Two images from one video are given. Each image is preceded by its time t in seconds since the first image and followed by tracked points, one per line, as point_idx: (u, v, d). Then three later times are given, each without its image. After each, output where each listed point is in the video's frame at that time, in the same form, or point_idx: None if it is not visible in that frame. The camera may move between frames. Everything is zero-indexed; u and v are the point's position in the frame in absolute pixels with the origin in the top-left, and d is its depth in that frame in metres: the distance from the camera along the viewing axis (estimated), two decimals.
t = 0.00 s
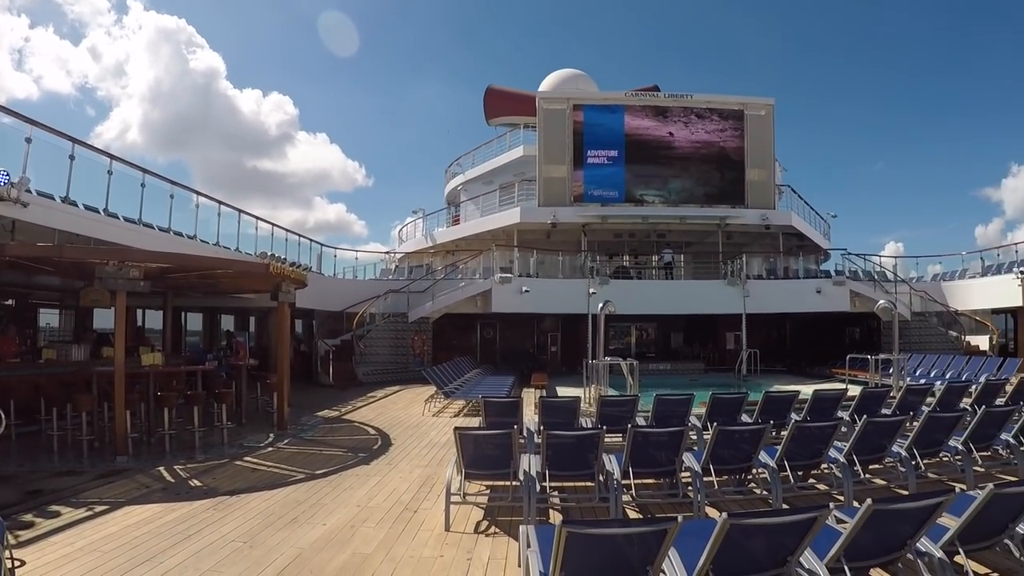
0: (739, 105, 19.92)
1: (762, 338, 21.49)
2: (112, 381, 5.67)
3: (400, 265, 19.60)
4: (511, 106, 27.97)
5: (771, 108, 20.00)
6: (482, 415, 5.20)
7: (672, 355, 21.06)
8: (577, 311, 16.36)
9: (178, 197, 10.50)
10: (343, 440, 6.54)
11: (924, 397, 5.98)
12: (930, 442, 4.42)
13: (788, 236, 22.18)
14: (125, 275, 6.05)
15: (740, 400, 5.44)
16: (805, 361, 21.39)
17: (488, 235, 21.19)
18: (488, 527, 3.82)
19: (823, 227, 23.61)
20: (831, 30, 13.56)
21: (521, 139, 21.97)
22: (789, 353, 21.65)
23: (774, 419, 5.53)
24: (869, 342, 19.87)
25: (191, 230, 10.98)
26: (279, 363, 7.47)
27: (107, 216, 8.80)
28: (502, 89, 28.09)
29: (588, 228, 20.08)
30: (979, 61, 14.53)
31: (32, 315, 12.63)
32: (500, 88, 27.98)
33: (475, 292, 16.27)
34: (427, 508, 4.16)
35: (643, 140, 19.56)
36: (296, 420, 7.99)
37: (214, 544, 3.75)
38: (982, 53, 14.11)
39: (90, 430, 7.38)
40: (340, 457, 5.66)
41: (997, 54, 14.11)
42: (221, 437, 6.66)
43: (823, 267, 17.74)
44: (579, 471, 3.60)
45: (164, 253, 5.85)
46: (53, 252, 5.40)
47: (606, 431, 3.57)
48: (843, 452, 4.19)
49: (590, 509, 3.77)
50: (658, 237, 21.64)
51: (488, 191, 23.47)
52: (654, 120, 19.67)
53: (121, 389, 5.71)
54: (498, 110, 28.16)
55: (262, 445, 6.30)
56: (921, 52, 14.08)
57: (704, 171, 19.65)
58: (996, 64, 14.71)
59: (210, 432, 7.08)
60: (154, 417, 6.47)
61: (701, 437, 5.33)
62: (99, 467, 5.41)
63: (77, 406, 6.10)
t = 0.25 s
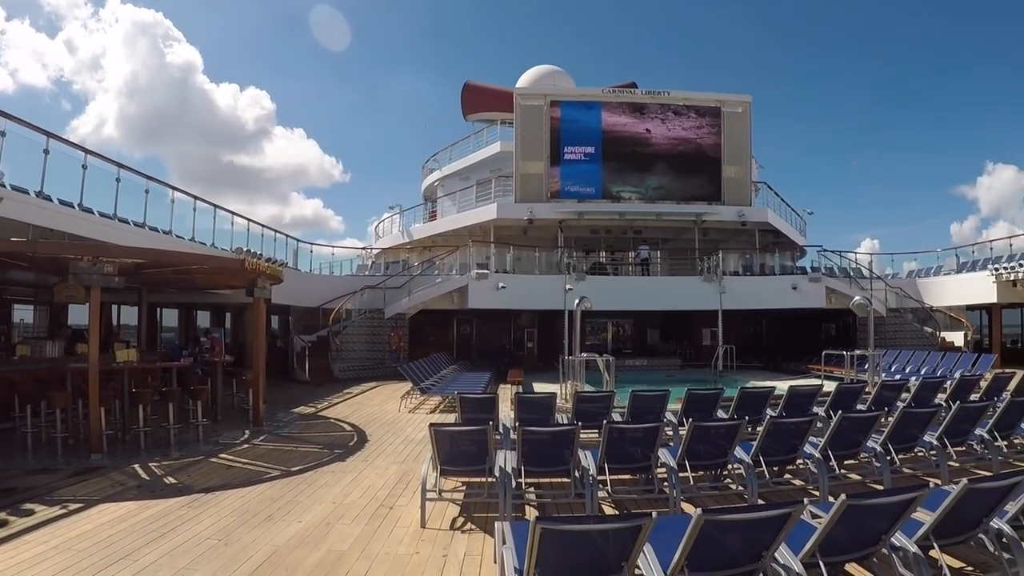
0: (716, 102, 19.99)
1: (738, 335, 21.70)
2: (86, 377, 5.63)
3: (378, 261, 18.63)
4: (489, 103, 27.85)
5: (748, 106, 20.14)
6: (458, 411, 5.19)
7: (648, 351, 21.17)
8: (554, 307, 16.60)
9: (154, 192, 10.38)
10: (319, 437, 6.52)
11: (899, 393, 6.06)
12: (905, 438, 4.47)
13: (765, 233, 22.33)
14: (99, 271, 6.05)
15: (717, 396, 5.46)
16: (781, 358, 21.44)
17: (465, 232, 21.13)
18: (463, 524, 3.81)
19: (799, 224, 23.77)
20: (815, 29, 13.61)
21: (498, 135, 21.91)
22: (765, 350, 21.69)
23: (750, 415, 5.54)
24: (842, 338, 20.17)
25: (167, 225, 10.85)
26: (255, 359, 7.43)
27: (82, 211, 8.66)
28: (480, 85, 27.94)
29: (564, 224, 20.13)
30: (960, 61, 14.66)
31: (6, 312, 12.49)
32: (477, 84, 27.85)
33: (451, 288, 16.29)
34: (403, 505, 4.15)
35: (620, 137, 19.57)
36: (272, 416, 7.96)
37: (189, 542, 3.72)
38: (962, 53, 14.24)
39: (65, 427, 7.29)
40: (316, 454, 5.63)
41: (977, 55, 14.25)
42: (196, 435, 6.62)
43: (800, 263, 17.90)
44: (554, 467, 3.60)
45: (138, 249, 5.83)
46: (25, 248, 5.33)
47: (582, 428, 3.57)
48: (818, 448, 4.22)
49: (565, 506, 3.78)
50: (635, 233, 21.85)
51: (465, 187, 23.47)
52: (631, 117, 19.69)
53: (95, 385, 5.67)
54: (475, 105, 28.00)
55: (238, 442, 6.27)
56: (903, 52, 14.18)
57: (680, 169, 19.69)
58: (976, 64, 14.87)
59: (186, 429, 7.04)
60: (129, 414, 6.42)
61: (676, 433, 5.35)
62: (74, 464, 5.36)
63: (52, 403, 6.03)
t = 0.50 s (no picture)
0: (695, 101, 19.98)
1: (717, 334, 22.02)
2: (64, 375, 5.60)
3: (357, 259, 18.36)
4: (469, 101, 27.69)
5: (727, 105, 20.11)
6: (437, 410, 5.18)
7: (627, 350, 21.24)
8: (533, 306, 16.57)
9: (132, 189, 10.28)
10: (297, 435, 6.50)
11: (877, 391, 6.11)
12: (882, 436, 4.52)
13: (743, 232, 22.46)
14: (77, 269, 6.03)
15: (695, 394, 5.48)
16: (760, 355, 21.40)
17: (443, 230, 21.06)
18: (442, 522, 3.80)
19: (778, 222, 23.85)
20: (796, 28, 13.64)
21: (477, 133, 21.84)
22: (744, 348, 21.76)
23: (728, 414, 5.57)
24: (822, 336, 20.14)
25: (146, 222, 10.76)
26: (233, 356, 7.38)
27: (60, 208, 8.54)
28: (459, 83, 27.75)
29: (542, 223, 20.14)
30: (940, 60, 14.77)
31: None
32: (457, 82, 27.69)
33: (430, 287, 16.22)
34: (381, 504, 4.14)
35: (598, 136, 19.56)
36: (250, 415, 7.93)
37: (166, 541, 3.69)
38: (943, 54, 14.33)
39: (42, 425, 7.21)
40: (294, 453, 5.61)
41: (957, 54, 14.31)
42: (174, 433, 6.58)
43: (778, 261, 17.96)
44: (533, 466, 3.59)
45: (117, 246, 5.79)
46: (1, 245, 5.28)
47: (560, 426, 3.57)
48: (797, 446, 4.24)
49: (543, 505, 3.79)
50: (614, 232, 21.90)
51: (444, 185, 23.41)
52: (610, 116, 19.68)
53: (72, 383, 5.64)
54: (455, 104, 27.82)
55: (216, 440, 6.25)
56: (885, 50, 14.24)
57: (659, 168, 19.66)
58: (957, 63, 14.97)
59: (164, 428, 7.00)
60: (107, 412, 6.38)
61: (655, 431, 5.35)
62: (51, 463, 5.31)
63: (28, 401, 5.96)
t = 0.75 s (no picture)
0: (678, 101, 20.05)
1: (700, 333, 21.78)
2: (45, 373, 5.57)
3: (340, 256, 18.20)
4: (452, 99, 27.64)
5: (709, 105, 20.26)
6: (419, 408, 5.17)
7: (610, 348, 21.21)
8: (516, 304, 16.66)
9: (114, 187, 10.19)
10: (279, 434, 6.48)
11: (858, 389, 6.14)
12: (864, 434, 4.54)
13: (725, 231, 22.58)
14: (58, 266, 5.99)
15: (677, 393, 5.50)
16: (742, 355, 21.39)
17: (426, 228, 21.03)
18: (424, 522, 3.80)
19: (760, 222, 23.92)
20: (780, 28, 13.70)
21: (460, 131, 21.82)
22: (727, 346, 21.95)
23: (710, 412, 5.59)
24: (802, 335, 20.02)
25: (127, 220, 10.69)
26: (214, 356, 7.35)
27: (41, 206, 8.45)
28: (443, 81, 27.72)
29: (525, 221, 20.09)
30: (925, 62, 14.87)
31: None
32: (440, 80, 27.64)
33: (412, 285, 16.24)
34: (363, 503, 4.13)
35: (581, 135, 19.54)
36: (232, 414, 7.90)
37: (147, 541, 3.66)
38: (924, 56, 14.45)
39: (22, 424, 7.15)
40: (275, 452, 5.59)
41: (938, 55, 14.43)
42: (156, 433, 6.55)
43: (760, 261, 17.87)
44: (514, 464, 3.59)
45: (99, 245, 5.76)
46: None
47: (542, 425, 3.57)
48: (779, 444, 4.26)
49: (525, 504, 3.78)
50: (596, 230, 21.88)
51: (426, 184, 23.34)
52: (593, 115, 19.68)
53: (54, 382, 5.61)
54: (439, 102, 27.75)
55: (198, 439, 6.22)
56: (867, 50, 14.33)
57: (641, 167, 19.67)
58: (939, 65, 15.08)
59: (145, 427, 6.96)
60: (88, 411, 6.35)
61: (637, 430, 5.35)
62: (31, 463, 5.27)
63: (9, 400, 5.91)
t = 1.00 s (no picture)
0: (662, 100, 20.03)
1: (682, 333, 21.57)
2: (26, 373, 5.54)
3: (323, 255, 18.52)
4: (436, 98, 27.57)
5: (693, 105, 20.21)
6: (401, 407, 5.15)
7: (593, 347, 21.23)
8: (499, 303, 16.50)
9: (97, 184, 10.10)
10: (261, 433, 6.46)
11: (841, 388, 6.15)
12: (847, 433, 4.57)
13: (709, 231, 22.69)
14: (40, 264, 5.94)
15: (660, 392, 5.53)
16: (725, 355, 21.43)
17: (409, 226, 20.99)
18: (407, 521, 3.79)
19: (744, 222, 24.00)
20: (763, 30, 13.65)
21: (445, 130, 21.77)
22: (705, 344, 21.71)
23: (693, 411, 5.60)
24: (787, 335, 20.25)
25: (109, 218, 10.60)
26: (197, 356, 7.33)
27: (23, 203, 8.37)
28: (427, 79, 27.65)
29: (510, 220, 20.10)
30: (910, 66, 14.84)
31: None
32: (425, 78, 27.56)
33: (395, 284, 16.17)
34: (346, 502, 4.12)
35: (565, 134, 19.53)
36: (215, 412, 7.87)
37: (129, 541, 3.63)
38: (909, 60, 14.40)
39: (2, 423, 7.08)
40: (258, 451, 5.57)
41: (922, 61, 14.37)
42: (138, 432, 6.52)
43: (744, 260, 18.00)
44: (498, 463, 3.58)
45: (80, 242, 5.73)
46: None
47: (525, 424, 3.56)
48: (761, 443, 4.28)
49: (507, 503, 3.79)
50: (580, 229, 21.93)
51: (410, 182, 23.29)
52: (576, 114, 19.64)
53: (35, 381, 5.58)
54: (423, 100, 27.69)
55: (180, 439, 6.20)
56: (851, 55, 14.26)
57: (625, 166, 19.73)
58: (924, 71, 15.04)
59: (127, 426, 6.92)
60: (70, 411, 6.31)
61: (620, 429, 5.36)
62: (13, 462, 5.23)
63: None
